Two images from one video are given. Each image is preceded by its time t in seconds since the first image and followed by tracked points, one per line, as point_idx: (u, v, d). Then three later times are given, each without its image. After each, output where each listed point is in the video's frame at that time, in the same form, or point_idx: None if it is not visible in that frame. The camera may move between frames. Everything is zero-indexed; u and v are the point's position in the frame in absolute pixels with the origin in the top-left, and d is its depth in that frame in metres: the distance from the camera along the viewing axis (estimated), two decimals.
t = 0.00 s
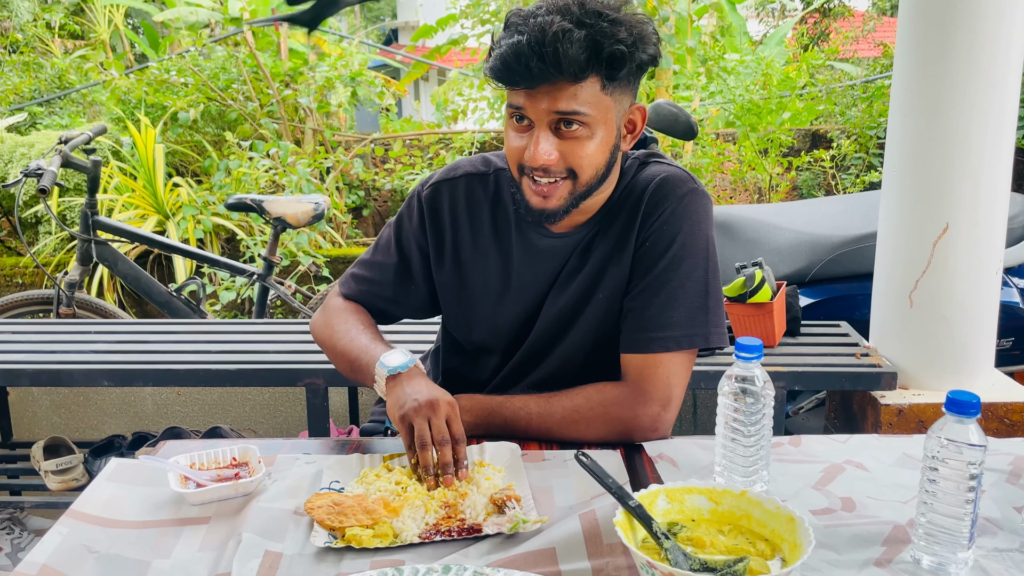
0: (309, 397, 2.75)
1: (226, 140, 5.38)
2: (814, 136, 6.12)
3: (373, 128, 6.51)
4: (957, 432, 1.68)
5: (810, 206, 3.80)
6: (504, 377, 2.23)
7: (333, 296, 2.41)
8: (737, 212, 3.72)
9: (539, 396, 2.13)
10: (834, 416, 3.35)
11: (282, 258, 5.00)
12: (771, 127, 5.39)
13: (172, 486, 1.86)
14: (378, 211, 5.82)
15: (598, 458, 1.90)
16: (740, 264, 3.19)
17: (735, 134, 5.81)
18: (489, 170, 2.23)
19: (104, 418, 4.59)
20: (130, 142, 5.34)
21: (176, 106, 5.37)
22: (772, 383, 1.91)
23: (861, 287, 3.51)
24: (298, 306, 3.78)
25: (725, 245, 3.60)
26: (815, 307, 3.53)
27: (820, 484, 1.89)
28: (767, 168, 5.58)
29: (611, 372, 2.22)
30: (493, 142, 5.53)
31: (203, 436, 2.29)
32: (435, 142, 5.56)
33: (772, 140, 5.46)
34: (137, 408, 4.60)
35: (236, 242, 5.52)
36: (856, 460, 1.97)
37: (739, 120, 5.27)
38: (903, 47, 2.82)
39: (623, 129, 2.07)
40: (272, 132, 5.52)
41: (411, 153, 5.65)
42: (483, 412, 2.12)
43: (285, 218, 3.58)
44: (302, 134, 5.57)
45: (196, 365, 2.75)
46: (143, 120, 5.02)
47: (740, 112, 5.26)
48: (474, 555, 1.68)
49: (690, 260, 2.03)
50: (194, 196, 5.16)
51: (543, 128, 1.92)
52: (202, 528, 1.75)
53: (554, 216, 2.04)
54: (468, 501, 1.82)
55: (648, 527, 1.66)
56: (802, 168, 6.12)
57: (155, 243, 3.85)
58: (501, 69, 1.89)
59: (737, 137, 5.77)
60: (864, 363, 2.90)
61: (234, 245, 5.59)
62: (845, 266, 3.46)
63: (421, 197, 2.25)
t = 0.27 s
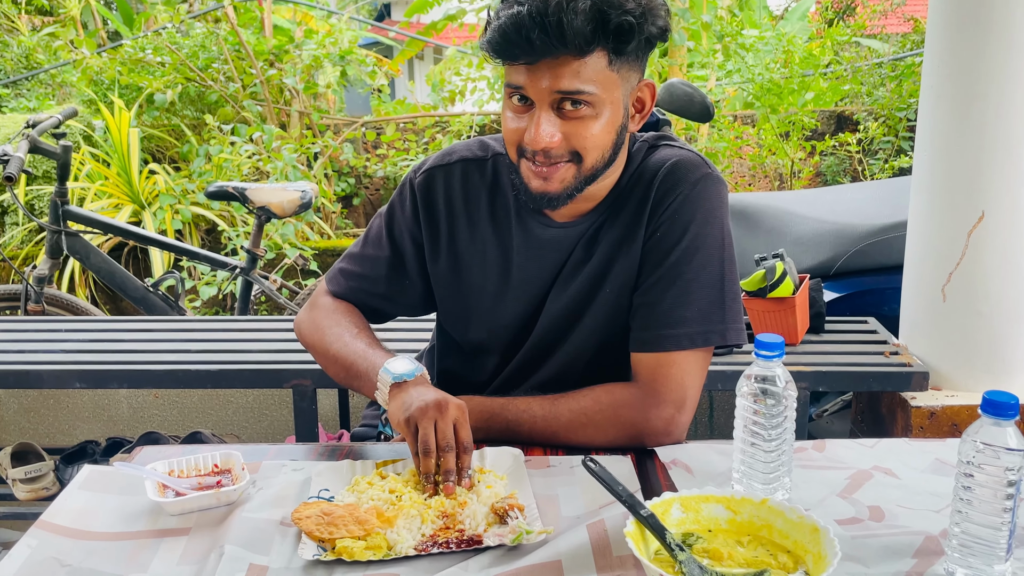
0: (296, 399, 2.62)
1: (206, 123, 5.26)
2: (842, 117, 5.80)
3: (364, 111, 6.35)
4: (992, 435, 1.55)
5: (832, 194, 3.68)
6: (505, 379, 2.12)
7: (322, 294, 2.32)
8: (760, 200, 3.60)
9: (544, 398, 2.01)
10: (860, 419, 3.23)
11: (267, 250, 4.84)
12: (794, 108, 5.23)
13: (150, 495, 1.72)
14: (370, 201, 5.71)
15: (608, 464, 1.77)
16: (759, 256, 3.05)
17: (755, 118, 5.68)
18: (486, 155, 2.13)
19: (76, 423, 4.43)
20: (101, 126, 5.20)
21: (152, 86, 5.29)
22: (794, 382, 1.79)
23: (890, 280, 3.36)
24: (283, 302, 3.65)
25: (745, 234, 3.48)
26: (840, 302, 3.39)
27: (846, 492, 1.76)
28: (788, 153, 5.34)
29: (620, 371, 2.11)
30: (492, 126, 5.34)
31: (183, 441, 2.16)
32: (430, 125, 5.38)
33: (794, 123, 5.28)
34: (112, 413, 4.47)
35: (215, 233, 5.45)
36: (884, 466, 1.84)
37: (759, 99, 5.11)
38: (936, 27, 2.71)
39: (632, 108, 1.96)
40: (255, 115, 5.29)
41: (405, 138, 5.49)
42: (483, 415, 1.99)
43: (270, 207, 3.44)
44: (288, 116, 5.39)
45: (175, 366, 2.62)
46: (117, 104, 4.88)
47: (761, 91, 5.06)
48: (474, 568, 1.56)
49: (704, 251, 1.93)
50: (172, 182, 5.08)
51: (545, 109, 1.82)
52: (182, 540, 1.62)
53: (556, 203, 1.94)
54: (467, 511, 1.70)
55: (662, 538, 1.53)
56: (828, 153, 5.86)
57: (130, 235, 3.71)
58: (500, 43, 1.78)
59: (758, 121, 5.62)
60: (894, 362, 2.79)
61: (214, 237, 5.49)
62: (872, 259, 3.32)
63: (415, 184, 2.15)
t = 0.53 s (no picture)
0: (290, 399, 2.54)
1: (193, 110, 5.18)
2: (859, 101, 5.65)
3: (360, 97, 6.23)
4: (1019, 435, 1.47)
5: (852, 181, 3.60)
6: (507, 379, 2.06)
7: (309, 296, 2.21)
8: (779, 189, 3.55)
9: (549, 397, 1.94)
10: (879, 417, 3.14)
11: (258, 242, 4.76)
12: (810, 92, 5.23)
13: (137, 500, 1.65)
14: (365, 189, 5.62)
15: (616, 465, 1.70)
16: (774, 248, 3.01)
17: (770, 102, 5.65)
18: (482, 145, 2.07)
19: (59, 423, 4.35)
20: (85, 114, 5.10)
21: (138, 72, 5.19)
22: (810, 381, 1.71)
23: (912, 271, 3.25)
24: (275, 297, 3.58)
25: (758, 224, 3.45)
26: (860, 295, 3.31)
27: (865, 495, 1.68)
28: (804, 138, 5.34)
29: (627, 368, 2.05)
30: (492, 110, 5.23)
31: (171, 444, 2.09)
32: (428, 110, 5.28)
33: (810, 108, 5.27)
34: (97, 413, 4.40)
35: (204, 225, 5.37)
36: (907, 468, 1.76)
37: (773, 83, 5.10)
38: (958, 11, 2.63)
39: (633, 94, 1.87)
40: (245, 101, 5.21)
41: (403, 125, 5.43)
42: (485, 416, 1.94)
43: (262, 197, 3.36)
44: (279, 103, 5.32)
45: (163, 366, 2.55)
46: (100, 90, 4.81)
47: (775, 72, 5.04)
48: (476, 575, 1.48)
49: (713, 242, 1.86)
50: (159, 172, 5.01)
51: (540, 97, 1.75)
52: (171, 547, 1.55)
53: (554, 195, 1.87)
54: (469, 515, 1.62)
55: (673, 543, 1.46)
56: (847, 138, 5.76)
57: (115, 228, 3.63)
58: (493, 25, 1.71)
59: (771, 104, 5.59)
60: (915, 358, 2.70)
61: (203, 229, 5.42)
62: (893, 250, 3.23)
63: (408, 178, 2.08)
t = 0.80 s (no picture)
0: (291, 392, 2.52)
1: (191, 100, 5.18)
2: (867, 89, 5.57)
3: (359, 88, 6.20)
4: None
5: (861, 169, 3.56)
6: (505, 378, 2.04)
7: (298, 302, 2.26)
8: (785, 178, 3.51)
9: (552, 388, 1.92)
10: (888, 409, 3.11)
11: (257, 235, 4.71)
12: (815, 80, 5.13)
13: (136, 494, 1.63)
14: (365, 180, 5.59)
15: (620, 458, 1.67)
16: (781, 236, 2.95)
17: (775, 92, 5.60)
18: (466, 142, 2.09)
19: (57, 418, 4.32)
20: (82, 106, 5.10)
21: (135, 62, 5.23)
22: (818, 370, 1.69)
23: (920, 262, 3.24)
24: (274, 290, 3.56)
25: (765, 216, 3.44)
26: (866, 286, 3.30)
27: (874, 486, 1.66)
28: (811, 127, 5.22)
29: (626, 360, 2.04)
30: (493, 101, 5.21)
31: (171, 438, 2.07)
32: (429, 101, 5.23)
33: (816, 96, 5.16)
34: (95, 408, 4.37)
35: (203, 218, 5.35)
36: (916, 459, 1.73)
37: (780, 71, 5.11)
38: None
39: (615, 86, 1.86)
40: (244, 91, 5.24)
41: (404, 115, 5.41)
42: (489, 408, 1.91)
43: (260, 188, 3.34)
44: (278, 94, 5.31)
45: (164, 359, 2.53)
46: (98, 81, 4.73)
47: (782, 61, 5.05)
48: (479, 569, 1.46)
49: (707, 230, 1.85)
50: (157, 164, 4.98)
51: (517, 93, 1.74)
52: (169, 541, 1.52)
53: (539, 194, 1.88)
54: (471, 509, 1.60)
55: (679, 536, 1.44)
56: (853, 128, 5.64)
57: (111, 220, 3.63)
58: (467, 16, 1.69)
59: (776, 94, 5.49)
60: (924, 350, 2.67)
61: (202, 221, 5.41)
62: (900, 240, 3.19)
63: (392, 178, 2.10)
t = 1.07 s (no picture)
0: (297, 390, 2.51)
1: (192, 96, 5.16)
2: (875, 82, 5.46)
3: (360, 83, 6.18)
4: None
5: (869, 163, 3.53)
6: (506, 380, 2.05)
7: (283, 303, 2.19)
8: (793, 171, 3.48)
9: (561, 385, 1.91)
10: (899, 405, 3.06)
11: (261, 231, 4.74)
12: (824, 73, 5.17)
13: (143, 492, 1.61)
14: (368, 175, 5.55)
15: (632, 454, 1.66)
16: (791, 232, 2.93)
17: (781, 84, 5.54)
18: (452, 144, 2.07)
19: (61, 417, 4.31)
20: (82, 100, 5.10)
21: (137, 58, 5.16)
22: (832, 364, 1.68)
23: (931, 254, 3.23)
24: (278, 287, 3.54)
25: (774, 211, 3.39)
26: (874, 281, 3.29)
27: (888, 483, 1.65)
28: (818, 120, 5.23)
29: (626, 356, 2.04)
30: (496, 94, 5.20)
31: (175, 436, 2.05)
32: (432, 95, 5.17)
33: (824, 88, 5.17)
34: (99, 406, 4.35)
35: (206, 214, 5.35)
36: (930, 455, 1.72)
37: (785, 64, 5.09)
38: None
39: (596, 90, 1.83)
40: (246, 87, 5.21)
41: (406, 109, 5.31)
42: (499, 402, 1.90)
43: (264, 184, 3.33)
44: (281, 89, 5.30)
45: (168, 357, 2.52)
46: (98, 77, 4.79)
47: (787, 54, 5.05)
48: (490, 567, 1.45)
49: (703, 227, 1.84)
50: (158, 160, 4.99)
51: (496, 100, 1.69)
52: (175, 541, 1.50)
53: (517, 201, 1.83)
54: (482, 506, 1.58)
55: (693, 533, 1.43)
56: (859, 121, 5.56)
57: (113, 216, 3.62)
58: (442, 23, 1.65)
59: (783, 86, 5.48)
60: (936, 345, 2.64)
61: (204, 218, 5.38)
62: (909, 235, 3.19)
63: (376, 182, 2.08)
